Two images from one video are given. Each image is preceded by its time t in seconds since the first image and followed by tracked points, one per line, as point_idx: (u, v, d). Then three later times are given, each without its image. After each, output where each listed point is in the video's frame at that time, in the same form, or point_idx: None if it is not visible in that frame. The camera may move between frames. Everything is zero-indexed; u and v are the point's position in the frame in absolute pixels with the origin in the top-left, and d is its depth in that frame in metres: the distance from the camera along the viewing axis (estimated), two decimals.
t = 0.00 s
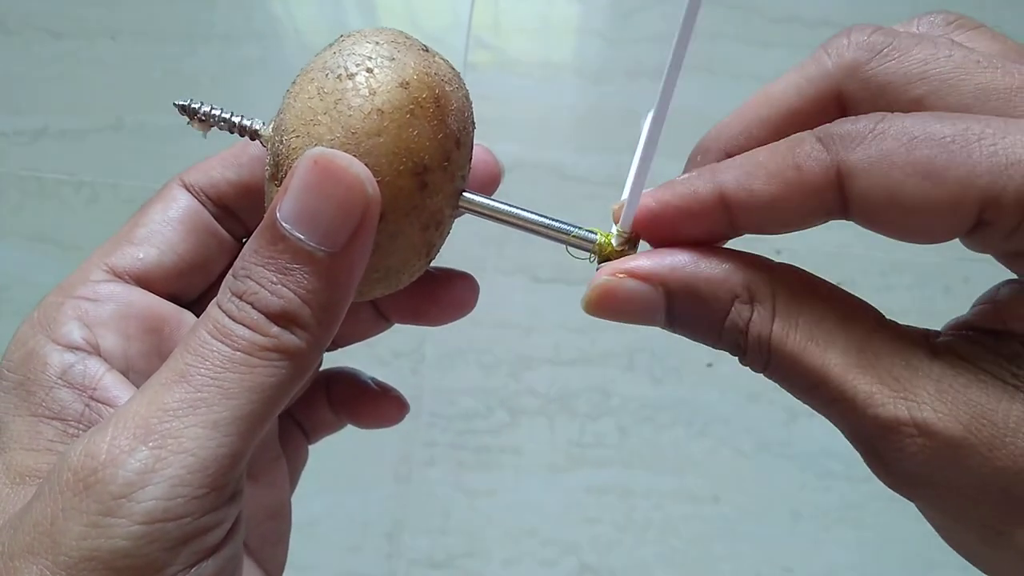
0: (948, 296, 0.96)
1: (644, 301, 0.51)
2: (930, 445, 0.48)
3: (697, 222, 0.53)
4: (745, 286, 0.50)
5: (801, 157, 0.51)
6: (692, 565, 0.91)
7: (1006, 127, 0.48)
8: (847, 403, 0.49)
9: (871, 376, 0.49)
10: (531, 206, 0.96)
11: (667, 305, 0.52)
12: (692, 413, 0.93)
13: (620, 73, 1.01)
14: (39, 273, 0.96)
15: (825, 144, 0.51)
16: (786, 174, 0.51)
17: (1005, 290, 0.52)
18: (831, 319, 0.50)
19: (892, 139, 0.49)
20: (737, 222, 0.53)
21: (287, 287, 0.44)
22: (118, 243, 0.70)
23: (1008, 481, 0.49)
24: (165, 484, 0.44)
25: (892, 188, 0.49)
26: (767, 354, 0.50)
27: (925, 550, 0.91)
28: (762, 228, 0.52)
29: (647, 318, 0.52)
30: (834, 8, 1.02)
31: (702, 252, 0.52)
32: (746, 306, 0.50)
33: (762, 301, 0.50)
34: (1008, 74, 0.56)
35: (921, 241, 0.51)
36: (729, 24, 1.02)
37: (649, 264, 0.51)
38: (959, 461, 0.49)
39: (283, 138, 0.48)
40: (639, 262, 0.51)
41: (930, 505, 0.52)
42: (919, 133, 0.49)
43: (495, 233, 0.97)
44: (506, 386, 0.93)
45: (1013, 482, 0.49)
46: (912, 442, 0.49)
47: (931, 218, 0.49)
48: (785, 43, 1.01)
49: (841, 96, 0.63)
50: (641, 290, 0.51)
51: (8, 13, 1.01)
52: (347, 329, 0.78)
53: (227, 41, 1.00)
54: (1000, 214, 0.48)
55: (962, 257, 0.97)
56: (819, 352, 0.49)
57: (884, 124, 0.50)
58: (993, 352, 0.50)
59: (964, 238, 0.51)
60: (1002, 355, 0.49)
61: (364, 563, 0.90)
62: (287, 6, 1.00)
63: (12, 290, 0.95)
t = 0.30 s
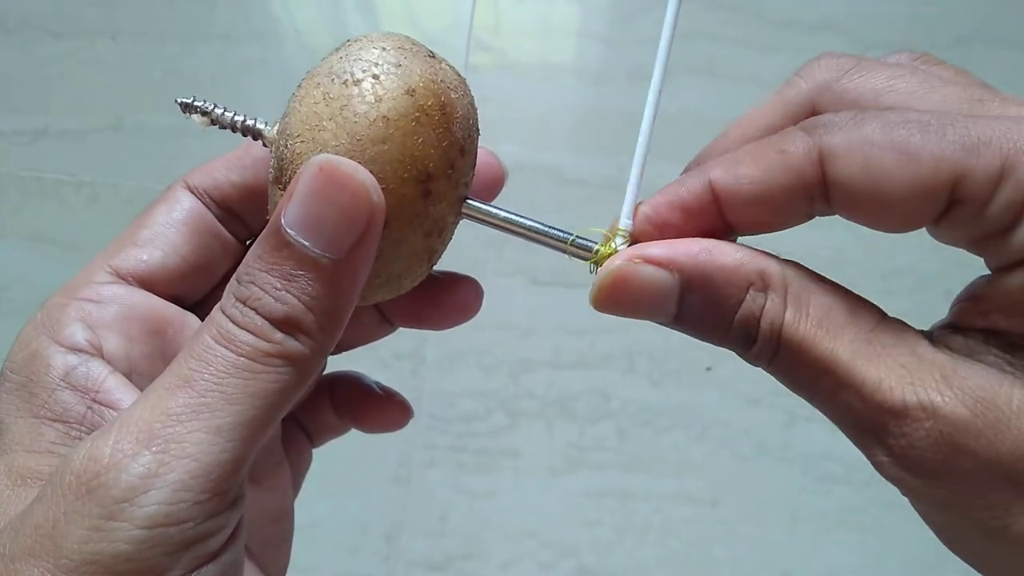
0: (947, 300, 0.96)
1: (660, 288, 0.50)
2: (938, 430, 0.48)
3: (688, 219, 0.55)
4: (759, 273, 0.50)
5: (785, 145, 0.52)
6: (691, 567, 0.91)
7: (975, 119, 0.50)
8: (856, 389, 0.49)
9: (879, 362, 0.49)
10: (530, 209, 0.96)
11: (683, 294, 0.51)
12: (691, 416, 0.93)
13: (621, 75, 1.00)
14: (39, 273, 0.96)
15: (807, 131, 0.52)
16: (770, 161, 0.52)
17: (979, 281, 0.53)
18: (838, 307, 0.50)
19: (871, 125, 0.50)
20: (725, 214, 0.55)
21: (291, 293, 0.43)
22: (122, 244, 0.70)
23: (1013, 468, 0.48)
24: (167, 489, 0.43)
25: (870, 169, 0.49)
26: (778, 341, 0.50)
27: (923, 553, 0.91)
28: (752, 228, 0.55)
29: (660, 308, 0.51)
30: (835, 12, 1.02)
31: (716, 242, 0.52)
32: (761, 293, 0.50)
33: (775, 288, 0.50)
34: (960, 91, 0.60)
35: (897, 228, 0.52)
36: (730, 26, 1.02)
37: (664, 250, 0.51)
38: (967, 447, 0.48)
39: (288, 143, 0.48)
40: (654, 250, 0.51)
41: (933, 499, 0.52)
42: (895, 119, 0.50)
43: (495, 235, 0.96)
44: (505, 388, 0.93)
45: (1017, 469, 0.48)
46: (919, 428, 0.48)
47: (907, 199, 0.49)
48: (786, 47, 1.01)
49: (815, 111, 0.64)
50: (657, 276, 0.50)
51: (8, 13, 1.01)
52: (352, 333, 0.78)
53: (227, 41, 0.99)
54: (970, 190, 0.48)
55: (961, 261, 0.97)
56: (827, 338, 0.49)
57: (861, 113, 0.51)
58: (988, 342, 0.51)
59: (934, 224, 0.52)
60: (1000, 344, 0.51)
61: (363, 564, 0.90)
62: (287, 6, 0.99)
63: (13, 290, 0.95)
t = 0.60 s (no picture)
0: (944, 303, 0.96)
1: (678, 259, 0.49)
2: (951, 416, 0.48)
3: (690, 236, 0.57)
4: (776, 255, 0.49)
5: (775, 159, 0.55)
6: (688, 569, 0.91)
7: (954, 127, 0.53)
8: (871, 376, 0.49)
9: (893, 349, 0.49)
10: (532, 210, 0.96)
11: (699, 272, 0.50)
12: (689, 418, 0.94)
13: (619, 79, 1.01)
14: (35, 273, 0.95)
15: (795, 145, 0.55)
16: (762, 175, 0.56)
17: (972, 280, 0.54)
18: (851, 294, 0.50)
19: (856, 136, 0.53)
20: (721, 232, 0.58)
21: (295, 293, 0.44)
22: (125, 243, 0.70)
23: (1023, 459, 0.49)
24: (170, 489, 0.43)
25: (857, 176, 0.52)
26: (793, 325, 0.49)
27: (920, 555, 0.91)
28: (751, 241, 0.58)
29: (675, 284, 0.50)
30: (832, 16, 1.02)
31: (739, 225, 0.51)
32: (780, 276, 0.49)
33: (793, 272, 0.49)
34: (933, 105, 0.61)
35: (888, 233, 0.54)
36: (728, 30, 1.02)
37: (685, 225, 0.50)
38: (978, 434, 0.49)
39: (293, 144, 0.48)
40: (675, 222, 0.50)
41: (941, 493, 0.51)
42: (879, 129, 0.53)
43: (494, 237, 0.97)
44: (503, 390, 0.93)
45: None
46: (932, 414, 0.49)
47: (894, 201, 0.52)
48: (784, 50, 1.02)
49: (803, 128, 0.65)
50: (677, 250, 0.49)
51: (10, 14, 1.01)
52: (358, 332, 0.78)
53: (227, 43, 0.99)
54: (957, 190, 0.51)
55: (957, 264, 0.98)
56: (844, 322, 0.49)
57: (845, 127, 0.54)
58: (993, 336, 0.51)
59: (922, 228, 0.54)
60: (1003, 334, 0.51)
61: (360, 566, 0.90)
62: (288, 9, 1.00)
63: (9, 290, 0.95)
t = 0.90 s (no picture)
0: (948, 300, 0.96)
1: (626, 344, 0.50)
2: (948, 466, 0.45)
3: (710, 180, 0.59)
4: (724, 326, 0.49)
5: (815, 103, 0.54)
6: (693, 567, 0.91)
7: None
8: (855, 438, 0.46)
9: (871, 405, 0.46)
10: (531, 209, 0.96)
11: (651, 352, 0.51)
12: (692, 416, 0.93)
13: (619, 77, 1.01)
14: (37, 275, 0.96)
15: (838, 88, 0.53)
16: (799, 120, 0.55)
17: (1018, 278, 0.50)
18: (821, 350, 0.47)
19: (908, 88, 0.50)
20: (753, 174, 0.58)
21: (294, 291, 0.44)
22: (124, 244, 0.70)
23: None
24: (171, 486, 0.43)
25: (901, 132, 0.50)
26: (761, 395, 0.48)
27: (924, 552, 0.91)
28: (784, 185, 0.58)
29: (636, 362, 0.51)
30: (833, 13, 1.02)
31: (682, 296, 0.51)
32: (728, 348, 0.49)
33: (745, 339, 0.49)
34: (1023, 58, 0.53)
35: (937, 191, 0.52)
36: (729, 28, 1.02)
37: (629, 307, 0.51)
38: (985, 478, 0.45)
39: (292, 142, 0.48)
40: (620, 305, 0.51)
41: (966, 530, 0.48)
42: (934, 83, 0.50)
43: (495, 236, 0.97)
44: (505, 389, 0.93)
45: None
46: (929, 467, 0.45)
47: (941, 165, 0.50)
48: (785, 47, 1.01)
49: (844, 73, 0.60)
50: (624, 334, 0.50)
51: (8, 15, 1.01)
52: (354, 332, 0.78)
53: (227, 44, 0.99)
54: (1011, 171, 0.48)
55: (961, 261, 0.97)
56: (813, 385, 0.47)
57: (898, 71, 0.51)
58: (1003, 353, 0.46)
59: (981, 198, 0.51)
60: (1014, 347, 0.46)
61: (363, 566, 0.90)
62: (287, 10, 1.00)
63: (11, 291, 0.95)
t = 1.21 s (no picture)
0: (947, 296, 0.96)
1: (644, 319, 0.54)
2: (932, 445, 0.48)
3: (690, 229, 0.53)
4: (738, 304, 0.53)
5: (790, 157, 0.51)
6: (692, 565, 0.91)
7: (999, 114, 0.47)
8: (850, 413, 0.50)
9: (869, 385, 0.49)
10: (530, 207, 0.96)
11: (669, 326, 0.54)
12: (691, 413, 0.94)
13: (618, 75, 1.01)
14: (37, 274, 0.96)
15: (812, 140, 0.50)
16: (776, 176, 0.51)
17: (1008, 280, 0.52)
18: (823, 328, 0.51)
19: (883, 135, 0.48)
20: (733, 223, 0.53)
21: (294, 289, 0.44)
22: (127, 244, 0.70)
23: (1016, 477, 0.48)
24: (170, 485, 0.44)
25: (882, 183, 0.49)
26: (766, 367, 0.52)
27: (924, 548, 0.92)
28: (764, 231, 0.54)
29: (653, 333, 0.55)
30: (832, 11, 1.02)
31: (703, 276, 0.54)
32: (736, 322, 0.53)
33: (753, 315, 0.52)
34: (997, 60, 0.56)
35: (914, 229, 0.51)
36: (727, 25, 1.02)
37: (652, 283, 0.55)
38: (968, 457, 0.48)
39: (294, 141, 0.48)
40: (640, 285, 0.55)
41: (946, 502, 0.52)
42: (908, 127, 0.48)
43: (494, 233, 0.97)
44: (504, 387, 0.93)
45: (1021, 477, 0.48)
46: (915, 446, 0.49)
47: (926, 209, 0.48)
48: (784, 44, 1.01)
49: (833, 79, 0.64)
50: (640, 307, 0.54)
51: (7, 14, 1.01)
52: (354, 332, 0.78)
53: (226, 42, 0.99)
54: (998, 201, 0.47)
55: (959, 257, 0.97)
56: (813, 361, 0.50)
57: (872, 116, 0.49)
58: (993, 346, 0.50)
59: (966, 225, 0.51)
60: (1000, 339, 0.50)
61: (363, 564, 0.90)
62: (286, 8, 1.00)
63: (10, 291, 0.95)
